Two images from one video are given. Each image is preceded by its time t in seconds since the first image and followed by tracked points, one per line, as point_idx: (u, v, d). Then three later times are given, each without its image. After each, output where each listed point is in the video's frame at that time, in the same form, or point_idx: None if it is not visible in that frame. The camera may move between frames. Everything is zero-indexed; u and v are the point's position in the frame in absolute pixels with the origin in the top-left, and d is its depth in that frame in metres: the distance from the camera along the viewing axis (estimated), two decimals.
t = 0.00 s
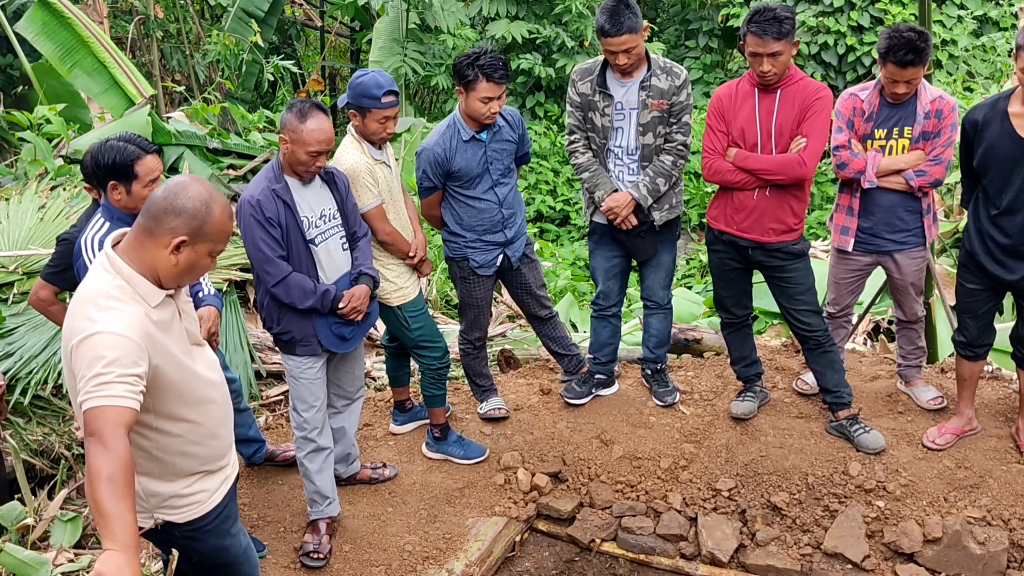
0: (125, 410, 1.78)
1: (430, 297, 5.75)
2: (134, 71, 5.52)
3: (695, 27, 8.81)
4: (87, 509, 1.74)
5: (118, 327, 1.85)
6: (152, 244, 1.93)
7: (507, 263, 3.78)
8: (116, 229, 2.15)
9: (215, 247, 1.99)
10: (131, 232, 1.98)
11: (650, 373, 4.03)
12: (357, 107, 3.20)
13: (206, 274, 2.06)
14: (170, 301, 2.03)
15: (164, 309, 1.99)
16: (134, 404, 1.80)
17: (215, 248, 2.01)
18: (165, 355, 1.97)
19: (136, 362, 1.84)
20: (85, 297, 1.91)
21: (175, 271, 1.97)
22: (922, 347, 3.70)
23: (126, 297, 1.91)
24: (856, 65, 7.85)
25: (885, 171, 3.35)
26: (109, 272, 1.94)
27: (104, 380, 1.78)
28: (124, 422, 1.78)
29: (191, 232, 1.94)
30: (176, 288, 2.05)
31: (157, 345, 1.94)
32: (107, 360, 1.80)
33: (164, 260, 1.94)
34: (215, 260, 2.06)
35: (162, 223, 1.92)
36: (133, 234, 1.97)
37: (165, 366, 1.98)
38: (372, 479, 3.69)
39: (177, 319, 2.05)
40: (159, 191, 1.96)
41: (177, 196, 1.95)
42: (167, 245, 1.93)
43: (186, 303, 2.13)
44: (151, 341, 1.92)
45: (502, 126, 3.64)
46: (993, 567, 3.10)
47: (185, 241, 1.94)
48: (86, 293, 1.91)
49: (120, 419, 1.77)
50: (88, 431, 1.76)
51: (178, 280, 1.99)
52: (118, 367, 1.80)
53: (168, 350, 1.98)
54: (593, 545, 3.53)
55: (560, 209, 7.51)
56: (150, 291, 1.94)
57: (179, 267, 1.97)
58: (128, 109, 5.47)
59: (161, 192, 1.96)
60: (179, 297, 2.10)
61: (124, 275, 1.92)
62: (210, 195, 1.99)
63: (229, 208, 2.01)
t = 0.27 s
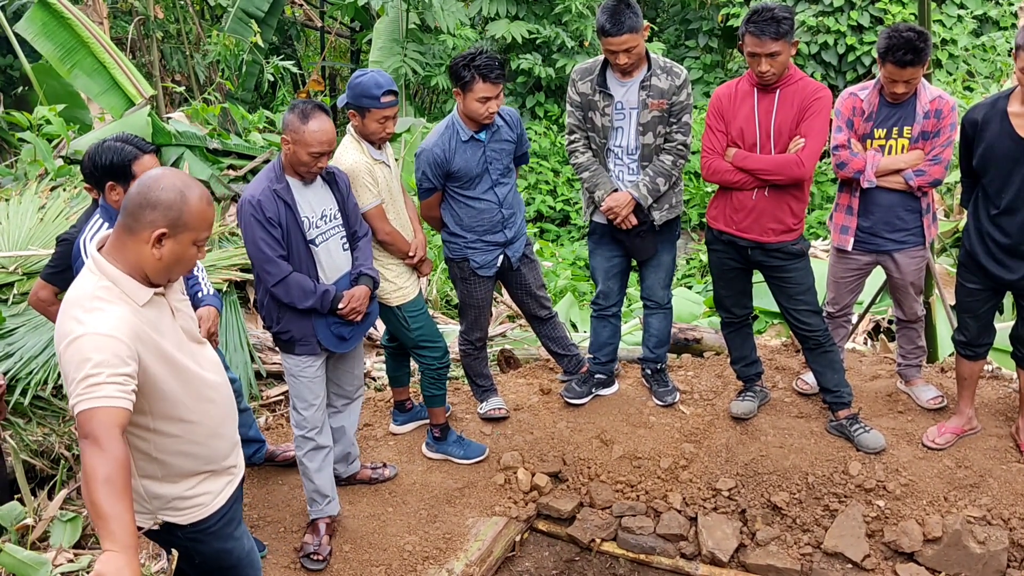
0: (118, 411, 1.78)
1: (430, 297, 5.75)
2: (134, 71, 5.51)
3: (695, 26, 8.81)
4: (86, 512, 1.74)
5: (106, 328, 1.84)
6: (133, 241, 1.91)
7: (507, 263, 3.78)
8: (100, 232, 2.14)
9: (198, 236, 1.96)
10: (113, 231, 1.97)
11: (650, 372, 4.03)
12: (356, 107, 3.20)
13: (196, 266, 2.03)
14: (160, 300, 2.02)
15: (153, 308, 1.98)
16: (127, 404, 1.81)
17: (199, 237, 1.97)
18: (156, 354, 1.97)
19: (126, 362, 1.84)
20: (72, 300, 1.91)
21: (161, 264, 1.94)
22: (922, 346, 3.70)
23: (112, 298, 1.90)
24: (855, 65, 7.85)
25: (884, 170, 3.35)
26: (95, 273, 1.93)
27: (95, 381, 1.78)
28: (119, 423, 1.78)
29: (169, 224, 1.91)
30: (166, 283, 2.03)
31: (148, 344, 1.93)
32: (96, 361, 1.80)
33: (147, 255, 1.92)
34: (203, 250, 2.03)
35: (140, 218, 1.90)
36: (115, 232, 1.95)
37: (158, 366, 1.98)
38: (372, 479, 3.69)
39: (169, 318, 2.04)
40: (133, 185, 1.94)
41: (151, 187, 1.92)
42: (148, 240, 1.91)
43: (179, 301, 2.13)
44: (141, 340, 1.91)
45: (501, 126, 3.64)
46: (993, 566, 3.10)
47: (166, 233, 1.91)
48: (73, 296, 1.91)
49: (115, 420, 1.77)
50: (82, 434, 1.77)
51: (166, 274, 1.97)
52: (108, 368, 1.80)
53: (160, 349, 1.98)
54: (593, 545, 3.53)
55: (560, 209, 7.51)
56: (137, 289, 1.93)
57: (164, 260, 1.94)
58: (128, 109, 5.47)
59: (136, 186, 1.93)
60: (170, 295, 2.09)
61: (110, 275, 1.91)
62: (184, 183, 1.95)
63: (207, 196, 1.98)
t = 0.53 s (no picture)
0: (118, 412, 1.78)
1: (431, 298, 5.75)
2: (134, 71, 5.52)
3: (695, 26, 8.81)
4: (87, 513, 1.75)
5: (104, 329, 1.85)
6: (131, 242, 1.91)
7: (507, 264, 3.78)
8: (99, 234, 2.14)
9: (196, 234, 1.96)
10: (110, 232, 1.97)
11: (651, 372, 4.03)
12: (357, 107, 3.20)
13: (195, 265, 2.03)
14: (160, 300, 2.03)
15: (153, 308, 1.99)
16: (127, 405, 1.81)
17: (197, 236, 1.98)
18: (156, 354, 1.97)
19: (125, 363, 1.84)
20: (71, 301, 1.91)
21: (159, 264, 1.94)
22: (923, 346, 3.70)
23: (111, 298, 1.91)
24: (856, 65, 7.85)
25: (885, 170, 3.35)
26: (93, 274, 1.93)
27: (95, 382, 1.78)
28: (119, 424, 1.78)
29: (166, 224, 1.91)
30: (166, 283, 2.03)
31: (148, 344, 1.94)
32: (95, 361, 1.80)
33: (145, 255, 1.92)
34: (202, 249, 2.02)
35: (137, 218, 1.90)
36: (112, 234, 1.95)
37: (157, 366, 1.98)
38: (373, 479, 3.70)
39: (169, 318, 2.04)
40: (128, 187, 1.94)
41: (147, 188, 1.92)
42: (146, 240, 1.91)
43: (179, 300, 2.13)
44: (140, 340, 1.92)
45: (501, 126, 3.64)
46: (994, 566, 3.11)
47: (163, 233, 1.91)
48: (71, 298, 1.91)
49: (115, 421, 1.78)
50: (83, 436, 1.77)
51: (165, 274, 1.97)
52: (107, 369, 1.80)
53: (160, 349, 1.98)
54: (594, 545, 3.53)
55: (561, 209, 7.50)
56: (136, 290, 1.93)
57: (162, 259, 1.94)
58: (128, 110, 5.47)
59: (131, 187, 1.94)
60: (170, 295, 2.09)
61: (108, 276, 1.91)
62: (180, 182, 1.95)
63: (203, 195, 1.98)
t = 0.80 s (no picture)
0: (120, 413, 1.79)
1: (431, 298, 5.75)
2: (134, 72, 5.52)
3: (695, 26, 8.81)
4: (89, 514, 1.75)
5: (105, 329, 1.85)
6: (130, 242, 1.92)
7: (507, 264, 3.78)
8: (98, 235, 2.14)
9: (195, 232, 1.96)
10: (109, 233, 1.97)
11: (651, 372, 4.03)
12: (357, 107, 3.20)
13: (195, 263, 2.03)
14: (160, 299, 2.03)
15: (153, 308, 1.99)
16: (129, 405, 1.81)
17: (196, 233, 1.97)
18: (156, 354, 1.97)
19: (126, 363, 1.84)
20: (71, 302, 1.91)
21: (159, 263, 1.94)
22: (923, 346, 3.70)
23: (111, 299, 1.91)
24: (856, 64, 7.85)
25: (885, 169, 3.35)
26: (93, 274, 1.93)
27: (96, 383, 1.78)
28: (121, 424, 1.79)
29: (164, 222, 1.91)
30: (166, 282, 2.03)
31: (148, 344, 1.94)
32: (97, 362, 1.80)
33: (144, 254, 1.92)
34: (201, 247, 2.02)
35: (135, 218, 1.90)
36: (111, 234, 1.95)
37: (158, 366, 1.98)
38: (374, 479, 3.70)
39: (169, 318, 2.04)
40: (125, 186, 1.94)
41: (144, 187, 1.92)
42: (145, 239, 1.91)
43: (179, 300, 2.13)
44: (141, 340, 1.92)
45: (502, 126, 3.64)
46: (995, 565, 3.11)
47: (161, 231, 1.91)
48: (71, 298, 1.91)
49: (117, 422, 1.78)
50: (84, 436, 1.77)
51: (166, 272, 1.97)
52: (108, 369, 1.80)
53: (161, 349, 1.98)
54: (594, 545, 3.53)
55: (561, 209, 7.51)
56: (136, 290, 1.93)
57: (162, 258, 1.94)
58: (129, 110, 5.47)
59: (128, 186, 1.94)
60: (170, 295, 2.09)
61: (108, 276, 1.91)
62: (176, 180, 1.95)
63: (200, 192, 1.98)
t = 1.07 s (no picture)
0: (113, 416, 1.78)
1: (425, 302, 5.75)
2: (127, 75, 5.49)
3: (689, 31, 8.85)
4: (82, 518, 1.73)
5: (96, 332, 1.84)
6: (118, 244, 1.91)
7: (501, 268, 3.78)
8: (88, 240, 2.14)
9: (182, 231, 1.95)
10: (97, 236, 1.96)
11: (645, 377, 4.03)
12: (352, 111, 3.19)
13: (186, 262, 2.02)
14: (151, 302, 2.02)
15: (144, 310, 1.98)
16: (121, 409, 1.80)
17: (184, 233, 1.96)
18: (148, 356, 1.96)
19: (118, 366, 1.83)
20: (61, 306, 1.90)
21: (148, 265, 1.93)
22: (916, 350, 3.71)
23: (102, 301, 1.90)
24: (850, 70, 7.89)
25: (878, 174, 3.37)
26: (83, 278, 1.92)
27: (89, 386, 1.77)
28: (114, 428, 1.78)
29: (150, 224, 1.90)
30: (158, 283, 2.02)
31: (140, 347, 1.93)
32: (88, 365, 1.79)
33: (132, 256, 1.91)
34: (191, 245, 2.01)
35: (121, 220, 1.89)
36: (99, 237, 1.94)
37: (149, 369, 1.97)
38: (367, 483, 3.68)
39: (161, 320, 2.04)
40: (109, 189, 1.93)
41: (128, 189, 1.91)
42: (132, 241, 1.90)
43: (171, 302, 2.12)
44: (132, 343, 1.91)
45: (496, 130, 3.65)
46: (988, 570, 3.11)
47: (148, 232, 1.90)
48: (61, 301, 1.91)
49: (111, 425, 1.77)
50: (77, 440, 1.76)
51: (157, 274, 1.96)
52: (100, 372, 1.79)
53: (153, 352, 1.98)
54: (588, 549, 3.52)
55: (555, 213, 7.51)
56: (126, 292, 1.93)
57: (150, 260, 1.93)
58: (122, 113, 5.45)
59: (112, 189, 1.93)
60: (162, 297, 2.08)
61: (98, 279, 1.91)
62: (159, 180, 1.94)
63: (184, 192, 1.97)
